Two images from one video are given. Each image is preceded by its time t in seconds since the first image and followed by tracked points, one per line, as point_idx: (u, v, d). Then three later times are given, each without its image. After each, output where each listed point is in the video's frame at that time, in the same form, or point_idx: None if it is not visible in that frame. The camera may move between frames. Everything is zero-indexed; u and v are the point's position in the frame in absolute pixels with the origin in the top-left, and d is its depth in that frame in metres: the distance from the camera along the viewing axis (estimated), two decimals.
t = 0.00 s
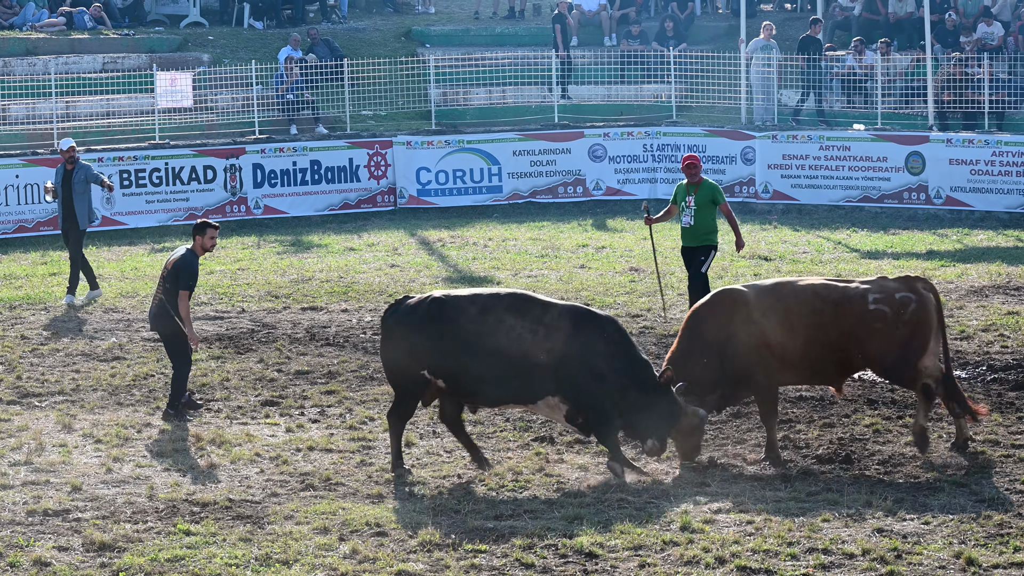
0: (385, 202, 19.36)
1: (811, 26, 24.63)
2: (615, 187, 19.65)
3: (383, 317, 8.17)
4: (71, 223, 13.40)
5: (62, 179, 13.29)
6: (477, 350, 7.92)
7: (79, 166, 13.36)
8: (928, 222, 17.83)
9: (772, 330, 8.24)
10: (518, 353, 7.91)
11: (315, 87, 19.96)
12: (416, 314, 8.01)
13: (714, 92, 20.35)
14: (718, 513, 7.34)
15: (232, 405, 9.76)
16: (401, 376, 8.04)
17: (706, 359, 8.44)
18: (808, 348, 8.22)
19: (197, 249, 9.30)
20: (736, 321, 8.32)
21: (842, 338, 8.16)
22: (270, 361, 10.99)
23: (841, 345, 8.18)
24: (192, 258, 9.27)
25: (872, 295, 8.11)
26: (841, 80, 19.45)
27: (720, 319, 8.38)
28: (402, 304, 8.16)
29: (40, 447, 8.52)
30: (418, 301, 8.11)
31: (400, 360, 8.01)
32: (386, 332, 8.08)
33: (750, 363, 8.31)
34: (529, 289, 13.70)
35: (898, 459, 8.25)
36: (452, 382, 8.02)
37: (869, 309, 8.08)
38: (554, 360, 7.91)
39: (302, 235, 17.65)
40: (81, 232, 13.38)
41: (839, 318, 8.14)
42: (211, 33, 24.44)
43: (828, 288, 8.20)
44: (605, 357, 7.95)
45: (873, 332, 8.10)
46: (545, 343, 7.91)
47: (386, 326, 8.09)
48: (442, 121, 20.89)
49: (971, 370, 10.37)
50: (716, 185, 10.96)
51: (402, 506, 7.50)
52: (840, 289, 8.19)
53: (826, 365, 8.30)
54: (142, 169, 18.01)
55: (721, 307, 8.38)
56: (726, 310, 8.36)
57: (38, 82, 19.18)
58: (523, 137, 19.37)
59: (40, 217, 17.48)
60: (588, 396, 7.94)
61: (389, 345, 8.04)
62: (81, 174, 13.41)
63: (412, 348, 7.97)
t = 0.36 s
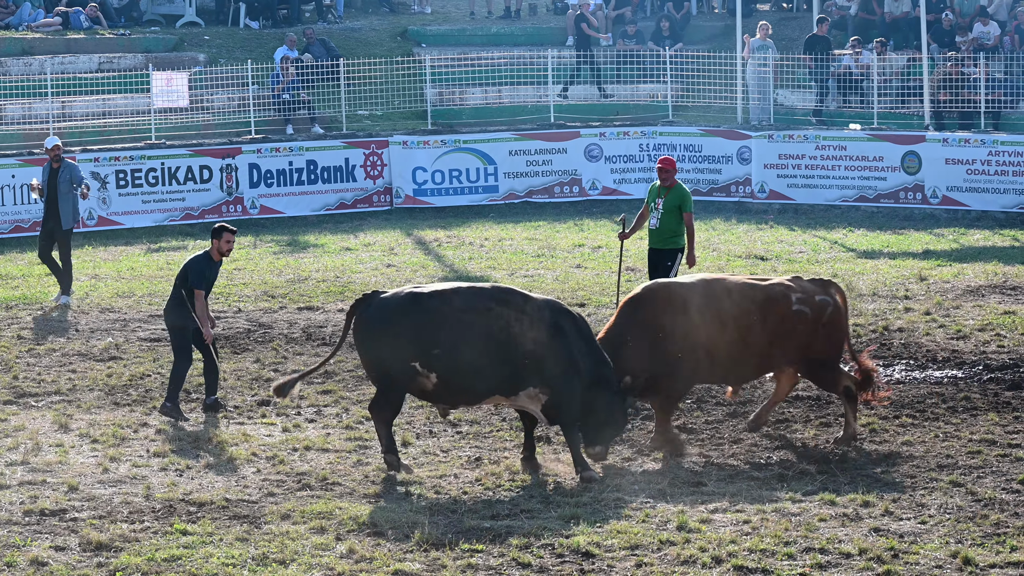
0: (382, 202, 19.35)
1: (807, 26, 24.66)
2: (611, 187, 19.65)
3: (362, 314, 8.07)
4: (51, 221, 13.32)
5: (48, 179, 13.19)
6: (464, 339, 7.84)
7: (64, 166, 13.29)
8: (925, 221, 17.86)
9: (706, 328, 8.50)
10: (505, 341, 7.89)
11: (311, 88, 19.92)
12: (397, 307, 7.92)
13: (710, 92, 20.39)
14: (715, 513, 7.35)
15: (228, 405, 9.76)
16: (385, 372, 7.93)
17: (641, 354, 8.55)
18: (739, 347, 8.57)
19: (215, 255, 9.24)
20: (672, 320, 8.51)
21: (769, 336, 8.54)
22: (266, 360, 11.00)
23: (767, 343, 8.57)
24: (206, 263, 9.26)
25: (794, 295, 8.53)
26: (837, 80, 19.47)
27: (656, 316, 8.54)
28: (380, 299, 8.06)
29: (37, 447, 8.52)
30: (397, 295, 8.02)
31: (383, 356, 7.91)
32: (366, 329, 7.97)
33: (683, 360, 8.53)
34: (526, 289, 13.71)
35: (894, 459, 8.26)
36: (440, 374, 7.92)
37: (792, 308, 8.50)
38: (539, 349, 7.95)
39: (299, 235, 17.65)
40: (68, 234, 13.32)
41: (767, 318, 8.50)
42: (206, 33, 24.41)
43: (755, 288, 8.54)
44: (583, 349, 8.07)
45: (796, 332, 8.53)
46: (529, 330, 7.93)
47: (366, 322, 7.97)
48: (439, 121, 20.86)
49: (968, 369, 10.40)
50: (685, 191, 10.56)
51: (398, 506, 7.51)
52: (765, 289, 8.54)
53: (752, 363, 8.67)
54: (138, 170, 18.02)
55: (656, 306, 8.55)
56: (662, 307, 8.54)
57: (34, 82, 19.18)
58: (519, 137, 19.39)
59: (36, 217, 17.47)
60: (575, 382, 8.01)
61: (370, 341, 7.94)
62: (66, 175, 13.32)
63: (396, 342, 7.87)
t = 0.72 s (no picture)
0: (378, 203, 19.37)
1: (803, 27, 24.70)
2: (607, 187, 19.61)
3: (360, 329, 7.65)
4: (32, 223, 13.25)
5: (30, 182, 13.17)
6: (472, 346, 7.72)
7: (45, 168, 13.25)
8: (921, 222, 17.90)
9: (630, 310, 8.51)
10: (505, 343, 7.85)
11: (308, 87, 19.93)
12: (399, 319, 7.61)
13: (707, 91, 20.37)
14: (711, 513, 7.37)
15: (225, 406, 9.77)
16: (395, 388, 7.63)
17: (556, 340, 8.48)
18: (651, 327, 8.65)
19: (199, 246, 9.25)
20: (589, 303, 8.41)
21: (679, 316, 8.77)
22: (263, 361, 11.01)
23: (675, 322, 8.78)
24: (189, 256, 9.28)
25: (697, 274, 8.90)
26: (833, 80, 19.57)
27: (566, 302, 8.45)
28: (377, 310, 7.67)
29: (33, 447, 8.52)
30: (395, 305, 7.68)
31: (392, 370, 7.59)
32: (369, 344, 7.60)
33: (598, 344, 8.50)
34: (522, 290, 13.74)
35: (891, 459, 8.28)
36: (451, 385, 7.76)
37: (696, 286, 8.84)
38: (531, 347, 8.01)
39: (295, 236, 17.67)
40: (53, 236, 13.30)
41: (677, 297, 8.73)
42: (202, 34, 24.41)
43: (660, 269, 8.73)
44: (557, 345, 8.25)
45: (702, 309, 8.88)
46: (521, 330, 7.95)
47: (370, 338, 7.58)
48: (434, 121, 20.97)
49: (964, 370, 10.43)
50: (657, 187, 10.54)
51: (394, 506, 7.52)
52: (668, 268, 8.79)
53: (661, 343, 8.78)
54: (135, 170, 18.03)
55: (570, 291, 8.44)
56: (571, 294, 8.45)
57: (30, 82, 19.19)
58: (515, 137, 19.40)
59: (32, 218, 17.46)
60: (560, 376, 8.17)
61: (376, 358, 7.58)
62: (47, 177, 13.24)
63: (406, 356, 7.58)
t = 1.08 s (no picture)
0: (375, 202, 19.37)
1: (800, 27, 24.72)
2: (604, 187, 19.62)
3: (377, 329, 7.37)
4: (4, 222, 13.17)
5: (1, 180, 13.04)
6: (488, 342, 7.59)
7: (18, 167, 13.14)
8: (918, 222, 17.91)
9: (550, 314, 8.57)
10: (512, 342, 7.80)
11: (305, 86, 19.91)
12: (423, 316, 7.41)
13: (703, 92, 20.42)
14: (710, 513, 7.38)
15: (223, 405, 9.76)
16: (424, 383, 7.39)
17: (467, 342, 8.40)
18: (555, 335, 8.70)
19: (145, 238, 9.52)
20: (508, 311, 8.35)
21: (593, 326, 8.85)
22: (261, 361, 11.00)
23: (581, 331, 8.83)
24: (137, 249, 9.54)
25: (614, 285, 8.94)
26: (829, 81, 19.59)
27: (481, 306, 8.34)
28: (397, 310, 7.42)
29: (32, 446, 8.51)
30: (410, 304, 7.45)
31: (421, 367, 7.35)
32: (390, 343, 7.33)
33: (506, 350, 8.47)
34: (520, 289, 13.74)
35: (889, 459, 8.29)
36: (476, 380, 7.56)
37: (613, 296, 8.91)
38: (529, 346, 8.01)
39: (292, 235, 17.66)
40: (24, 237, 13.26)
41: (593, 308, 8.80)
42: (199, 33, 24.38)
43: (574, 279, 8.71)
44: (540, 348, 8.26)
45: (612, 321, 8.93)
46: (516, 331, 7.93)
47: (392, 336, 7.31)
48: (431, 121, 20.84)
49: (962, 370, 10.44)
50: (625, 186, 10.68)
51: (392, 506, 7.52)
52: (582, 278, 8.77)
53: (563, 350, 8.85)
54: (132, 170, 18.00)
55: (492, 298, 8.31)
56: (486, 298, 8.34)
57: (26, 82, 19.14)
58: (513, 137, 19.40)
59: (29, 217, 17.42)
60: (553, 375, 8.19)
61: (403, 356, 7.32)
62: (19, 177, 13.11)
63: (430, 352, 7.36)
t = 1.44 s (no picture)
0: (376, 201, 19.36)
1: (802, 27, 24.72)
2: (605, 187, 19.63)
3: (448, 339, 7.51)
4: None
5: None
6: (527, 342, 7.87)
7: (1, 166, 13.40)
8: (919, 221, 17.89)
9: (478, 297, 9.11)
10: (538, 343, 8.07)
11: (306, 86, 19.95)
12: (479, 320, 7.63)
13: (705, 91, 20.38)
14: (711, 512, 7.38)
15: (224, 404, 9.76)
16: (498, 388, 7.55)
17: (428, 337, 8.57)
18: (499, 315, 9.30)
19: (110, 236, 9.52)
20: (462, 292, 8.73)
21: (521, 300, 9.62)
22: (262, 359, 10.99)
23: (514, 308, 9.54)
24: (104, 249, 9.54)
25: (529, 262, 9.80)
26: (832, 83, 19.53)
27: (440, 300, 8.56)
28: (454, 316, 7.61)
29: (33, 444, 8.52)
30: (469, 310, 7.68)
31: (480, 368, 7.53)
32: (464, 349, 7.51)
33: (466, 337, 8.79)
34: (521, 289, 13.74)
35: (890, 458, 8.29)
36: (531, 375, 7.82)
37: (529, 272, 9.75)
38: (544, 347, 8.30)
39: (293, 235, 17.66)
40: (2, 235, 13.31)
41: (520, 284, 9.59)
42: (201, 33, 24.39)
43: (500, 261, 9.43)
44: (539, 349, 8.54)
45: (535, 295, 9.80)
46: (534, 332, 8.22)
47: (467, 341, 7.50)
48: (433, 121, 21.00)
49: (964, 369, 10.44)
50: (613, 189, 11.11)
51: (394, 504, 7.51)
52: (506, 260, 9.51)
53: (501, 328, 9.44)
54: (133, 169, 18.05)
55: (445, 285, 8.60)
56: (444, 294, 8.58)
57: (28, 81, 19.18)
58: (514, 137, 19.40)
59: (31, 216, 17.43)
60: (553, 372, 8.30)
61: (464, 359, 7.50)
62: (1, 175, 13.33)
63: (501, 354, 7.62)
